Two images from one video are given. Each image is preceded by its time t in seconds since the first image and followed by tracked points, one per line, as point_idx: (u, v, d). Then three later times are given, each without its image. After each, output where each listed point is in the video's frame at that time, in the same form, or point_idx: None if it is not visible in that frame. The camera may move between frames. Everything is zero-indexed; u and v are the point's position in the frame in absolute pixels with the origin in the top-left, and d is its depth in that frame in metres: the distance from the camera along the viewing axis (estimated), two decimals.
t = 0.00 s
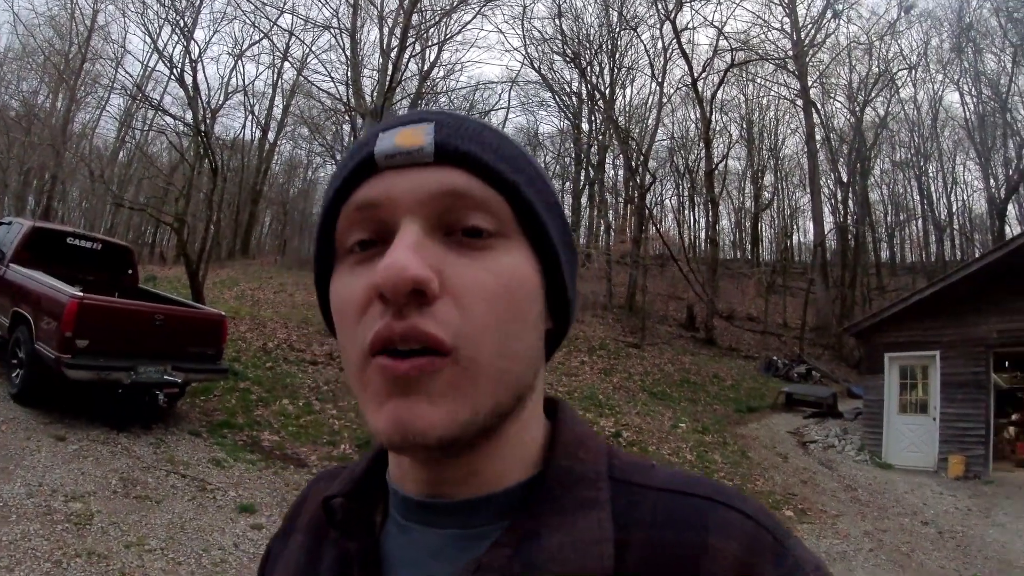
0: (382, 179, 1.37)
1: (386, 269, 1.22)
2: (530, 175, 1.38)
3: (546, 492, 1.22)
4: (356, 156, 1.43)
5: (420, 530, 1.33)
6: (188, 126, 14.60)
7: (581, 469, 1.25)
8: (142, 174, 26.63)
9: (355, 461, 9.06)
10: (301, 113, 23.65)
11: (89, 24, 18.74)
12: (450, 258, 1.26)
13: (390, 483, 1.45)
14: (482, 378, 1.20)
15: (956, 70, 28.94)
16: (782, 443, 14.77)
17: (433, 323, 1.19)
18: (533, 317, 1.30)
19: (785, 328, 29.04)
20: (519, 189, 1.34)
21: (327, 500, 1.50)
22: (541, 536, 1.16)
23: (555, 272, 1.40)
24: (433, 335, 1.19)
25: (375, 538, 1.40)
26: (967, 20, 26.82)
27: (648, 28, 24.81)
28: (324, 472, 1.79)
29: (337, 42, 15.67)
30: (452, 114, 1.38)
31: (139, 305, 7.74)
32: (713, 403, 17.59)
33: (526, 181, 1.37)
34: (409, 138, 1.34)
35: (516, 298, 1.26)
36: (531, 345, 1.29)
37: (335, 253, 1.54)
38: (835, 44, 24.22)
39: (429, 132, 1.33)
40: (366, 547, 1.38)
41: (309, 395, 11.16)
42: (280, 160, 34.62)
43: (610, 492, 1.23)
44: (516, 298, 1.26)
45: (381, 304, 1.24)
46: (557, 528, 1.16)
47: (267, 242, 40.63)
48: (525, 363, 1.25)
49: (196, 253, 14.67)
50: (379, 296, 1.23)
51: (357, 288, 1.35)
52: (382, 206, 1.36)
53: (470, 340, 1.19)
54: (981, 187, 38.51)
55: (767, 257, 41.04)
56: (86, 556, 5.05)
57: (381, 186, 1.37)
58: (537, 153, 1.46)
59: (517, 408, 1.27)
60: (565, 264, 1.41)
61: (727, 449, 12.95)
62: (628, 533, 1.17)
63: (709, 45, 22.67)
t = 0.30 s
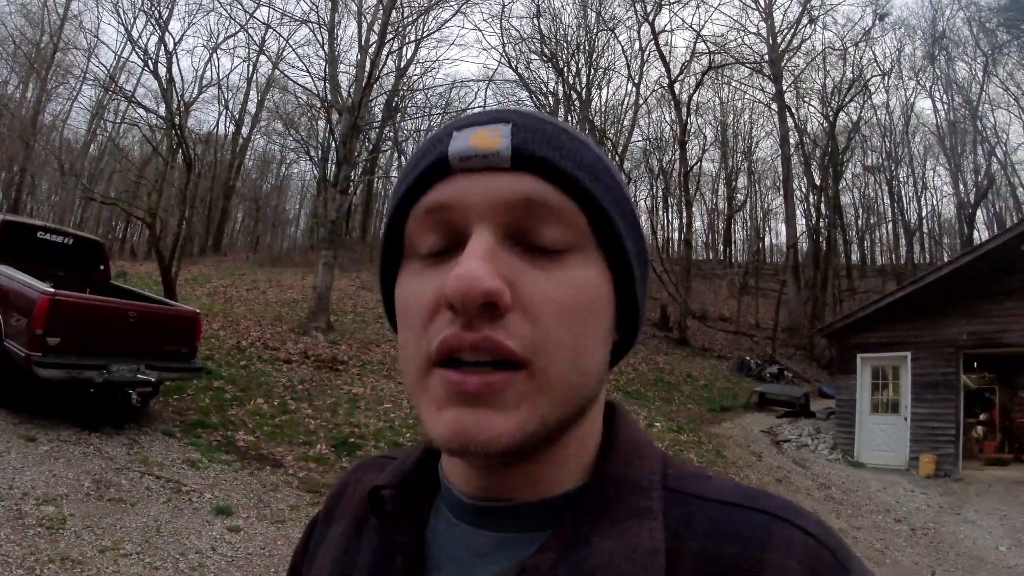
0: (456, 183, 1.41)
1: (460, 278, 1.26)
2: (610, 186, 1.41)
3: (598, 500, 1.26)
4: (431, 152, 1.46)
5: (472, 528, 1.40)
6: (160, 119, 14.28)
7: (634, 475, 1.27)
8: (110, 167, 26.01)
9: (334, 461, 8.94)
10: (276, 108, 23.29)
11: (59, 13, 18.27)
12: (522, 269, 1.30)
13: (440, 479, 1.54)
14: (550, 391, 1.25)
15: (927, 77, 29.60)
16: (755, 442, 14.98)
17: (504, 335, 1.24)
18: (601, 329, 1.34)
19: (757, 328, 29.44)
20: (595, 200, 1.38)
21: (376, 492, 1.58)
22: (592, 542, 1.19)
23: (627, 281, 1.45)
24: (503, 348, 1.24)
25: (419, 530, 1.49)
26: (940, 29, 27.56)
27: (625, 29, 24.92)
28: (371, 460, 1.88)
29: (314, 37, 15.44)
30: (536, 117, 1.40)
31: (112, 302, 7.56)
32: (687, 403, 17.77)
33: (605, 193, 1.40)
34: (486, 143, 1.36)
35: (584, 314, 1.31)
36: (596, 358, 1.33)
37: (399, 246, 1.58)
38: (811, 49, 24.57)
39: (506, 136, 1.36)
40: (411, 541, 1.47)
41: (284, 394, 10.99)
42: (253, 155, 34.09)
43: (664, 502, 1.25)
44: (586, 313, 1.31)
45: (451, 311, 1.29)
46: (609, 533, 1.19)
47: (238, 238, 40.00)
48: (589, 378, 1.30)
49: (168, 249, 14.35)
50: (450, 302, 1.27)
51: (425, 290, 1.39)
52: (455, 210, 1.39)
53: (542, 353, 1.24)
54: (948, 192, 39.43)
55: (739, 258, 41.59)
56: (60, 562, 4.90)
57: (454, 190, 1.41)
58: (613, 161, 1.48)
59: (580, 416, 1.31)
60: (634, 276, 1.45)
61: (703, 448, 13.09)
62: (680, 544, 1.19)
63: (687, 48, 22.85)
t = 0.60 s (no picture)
0: (522, 177, 1.44)
1: (523, 272, 1.29)
2: (664, 211, 1.49)
3: (612, 500, 1.25)
4: (501, 142, 1.49)
5: (479, 530, 1.39)
6: (136, 115, 14.02)
7: (646, 475, 1.28)
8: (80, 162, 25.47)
9: (314, 462, 8.82)
10: (253, 104, 22.99)
11: (33, 5, 17.91)
12: (579, 274, 1.34)
13: (445, 477, 1.53)
14: (594, 396, 1.28)
15: (900, 85, 30.23)
16: (732, 442, 15.14)
17: (557, 337, 1.27)
18: (636, 345, 1.40)
19: (733, 330, 29.77)
20: (651, 220, 1.45)
21: (382, 491, 1.56)
22: (603, 543, 1.19)
23: (661, 302, 1.53)
24: (557, 348, 1.26)
25: (422, 531, 1.47)
26: (914, 38, 28.25)
27: (606, 32, 25.07)
28: (372, 460, 1.86)
29: (295, 34, 15.27)
30: (614, 133, 1.47)
31: (87, 300, 7.39)
32: (665, 403, 17.90)
33: (660, 216, 1.47)
34: (562, 145, 1.41)
35: (627, 328, 1.36)
36: (628, 370, 1.38)
37: (443, 229, 1.59)
38: (788, 55, 24.94)
39: (582, 143, 1.41)
40: (415, 542, 1.45)
41: (262, 395, 10.83)
42: (228, 152, 33.64)
43: (676, 501, 1.25)
44: (630, 326, 1.36)
45: (503, 303, 1.31)
46: (621, 533, 1.19)
47: (212, 237, 39.45)
48: (622, 390, 1.34)
49: (143, 247, 14.08)
50: (507, 292, 1.29)
51: (473, 279, 1.40)
52: (517, 205, 1.43)
53: (592, 358, 1.28)
54: (919, 198, 40.25)
55: (715, 260, 42.06)
56: (35, 567, 4.77)
57: (520, 185, 1.44)
58: (665, 190, 1.57)
59: (608, 422, 1.34)
60: (669, 300, 1.52)
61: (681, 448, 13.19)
62: (695, 543, 1.19)
63: (666, 52, 23.09)
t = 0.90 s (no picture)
0: (532, 175, 1.42)
1: (533, 269, 1.27)
2: (666, 222, 1.50)
3: (595, 497, 1.26)
4: (512, 138, 1.46)
5: (464, 528, 1.39)
6: (134, 121, 14.03)
7: (630, 469, 1.29)
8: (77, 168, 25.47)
9: (312, 467, 8.79)
10: (251, 110, 23.01)
11: (31, 12, 17.96)
12: (585, 277, 1.34)
13: (431, 475, 1.52)
14: (592, 396, 1.28)
15: (896, 88, 30.37)
16: (731, 445, 15.12)
17: (561, 337, 1.26)
18: (632, 348, 1.40)
19: (731, 333, 29.76)
20: (654, 229, 1.46)
21: (366, 489, 1.54)
22: (588, 537, 1.20)
23: (653, 308, 1.54)
24: (561, 349, 1.26)
25: (407, 528, 1.47)
26: (909, 41, 28.40)
27: (603, 36, 25.15)
28: (352, 457, 1.85)
29: (292, 39, 15.30)
30: (624, 142, 1.46)
31: (84, 304, 7.38)
32: (663, 407, 17.89)
33: (662, 225, 1.48)
34: (574, 147, 1.40)
35: (625, 331, 1.36)
36: (623, 372, 1.38)
37: (444, 223, 1.56)
38: (784, 59, 25.03)
39: (594, 148, 1.41)
40: (400, 540, 1.44)
41: (259, 400, 10.80)
42: (226, 157, 33.68)
43: (658, 496, 1.27)
44: (627, 332, 1.37)
45: (509, 299, 1.29)
46: (607, 527, 1.20)
47: (210, 242, 39.45)
48: (617, 390, 1.35)
49: (141, 252, 14.07)
50: (513, 289, 1.27)
51: (474, 275, 1.38)
52: (525, 202, 1.41)
53: (593, 360, 1.28)
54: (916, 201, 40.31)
55: (713, 264, 42.11)
56: (31, 571, 4.74)
57: (530, 183, 1.42)
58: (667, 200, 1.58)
59: (600, 421, 1.34)
60: (662, 308, 1.54)
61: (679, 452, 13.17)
62: (679, 536, 1.21)
63: (663, 56, 23.20)
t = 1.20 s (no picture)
0: (514, 175, 1.43)
1: (511, 267, 1.29)
2: (642, 224, 1.52)
3: (570, 486, 1.30)
4: (495, 137, 1.46)
5: (441, 515, 1.41)
6: (140, 127, 14.11)
7: (605, 460, 1.34)
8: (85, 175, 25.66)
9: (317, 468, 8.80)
10: (257, 115, 23.14)
11: (38, 21, 18.15)
12: (563, 275, 1.35)
13: (406, 460, 1.54)
14: (565, 387, 1.31)
15: (902, 85, 30.23)
16: (739, 446, 15.04)
17: (537, 332, 1.28)
18: (606, 342, 1.42)
19: (739, 334, 29.65)
20: (629, 228, 1.47)
21: (343, 474, 1.53)
22: (563, 523, 1.23)
23: (626, 305, 1.56)
24: (536, 343, 1.27)
25: (383, 513, 1.48)
26: (915, 38, 28.26)
27: (607, 38, 25.13)
28: (324, 444, 1.85)
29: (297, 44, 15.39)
30: (605, 147, 1.47)
31: (91, 309, 7.43)
32: (670, 408, 17.82)
33: (638, 224, 1.50)
34: (555, 147, 1.41)
35: (601, 327, 1.38)
36: (597, 365, 1.40)
37: (426, 219, 1.56)
38: (789, 58, 24.93)
39: (574, 148, 1.41)
40: (376, 525, 1.44)
41: (265, 403, 10.84)
42: (234, 163, 33.89)
43: (632, 488, 1.32)
44: (602, 326, 1.38)
45: (487, 293, 1.31)
46: (580, 515, 1.24)
47: (219, 248, 39.65)
48: (590, 384, 1.37)
49: (148, 257, 14.14)
50: (492, 285, 1.29)
51: (453, 270, 1.39)
52: (505, 199, 1.41)
53: (567, 353, 1.30)
54: (924, 199, 40.08)
55: (720, 265, 41.98)
56: (35, 571, 4.77)
57: (512, 181, 1.42)
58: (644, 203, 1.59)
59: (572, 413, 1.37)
60: (635, 303, 1.56)
61: (686, 453, 13.11)
62: (650, 524, 1.26)
63: (667, 56, 23.18)
